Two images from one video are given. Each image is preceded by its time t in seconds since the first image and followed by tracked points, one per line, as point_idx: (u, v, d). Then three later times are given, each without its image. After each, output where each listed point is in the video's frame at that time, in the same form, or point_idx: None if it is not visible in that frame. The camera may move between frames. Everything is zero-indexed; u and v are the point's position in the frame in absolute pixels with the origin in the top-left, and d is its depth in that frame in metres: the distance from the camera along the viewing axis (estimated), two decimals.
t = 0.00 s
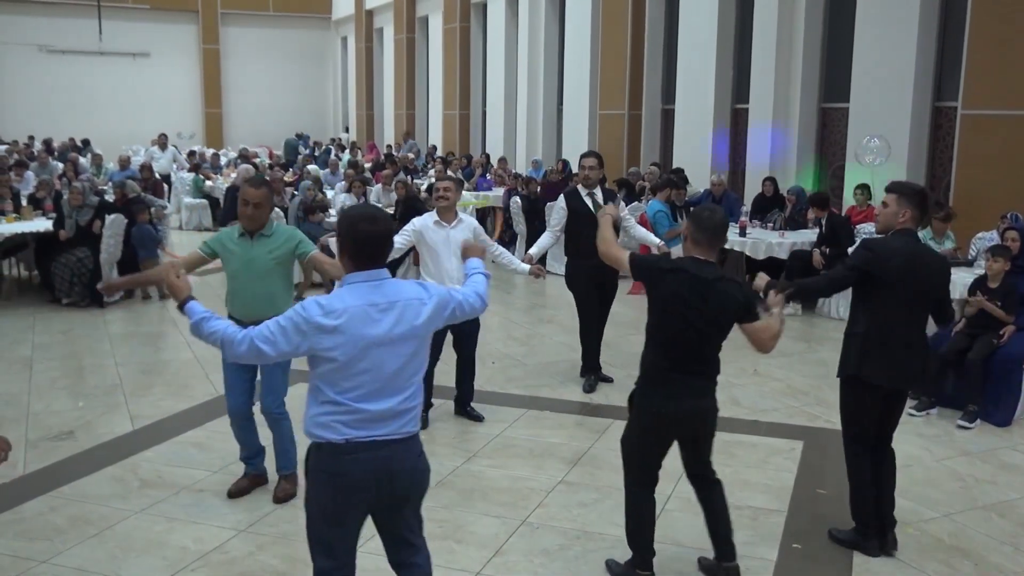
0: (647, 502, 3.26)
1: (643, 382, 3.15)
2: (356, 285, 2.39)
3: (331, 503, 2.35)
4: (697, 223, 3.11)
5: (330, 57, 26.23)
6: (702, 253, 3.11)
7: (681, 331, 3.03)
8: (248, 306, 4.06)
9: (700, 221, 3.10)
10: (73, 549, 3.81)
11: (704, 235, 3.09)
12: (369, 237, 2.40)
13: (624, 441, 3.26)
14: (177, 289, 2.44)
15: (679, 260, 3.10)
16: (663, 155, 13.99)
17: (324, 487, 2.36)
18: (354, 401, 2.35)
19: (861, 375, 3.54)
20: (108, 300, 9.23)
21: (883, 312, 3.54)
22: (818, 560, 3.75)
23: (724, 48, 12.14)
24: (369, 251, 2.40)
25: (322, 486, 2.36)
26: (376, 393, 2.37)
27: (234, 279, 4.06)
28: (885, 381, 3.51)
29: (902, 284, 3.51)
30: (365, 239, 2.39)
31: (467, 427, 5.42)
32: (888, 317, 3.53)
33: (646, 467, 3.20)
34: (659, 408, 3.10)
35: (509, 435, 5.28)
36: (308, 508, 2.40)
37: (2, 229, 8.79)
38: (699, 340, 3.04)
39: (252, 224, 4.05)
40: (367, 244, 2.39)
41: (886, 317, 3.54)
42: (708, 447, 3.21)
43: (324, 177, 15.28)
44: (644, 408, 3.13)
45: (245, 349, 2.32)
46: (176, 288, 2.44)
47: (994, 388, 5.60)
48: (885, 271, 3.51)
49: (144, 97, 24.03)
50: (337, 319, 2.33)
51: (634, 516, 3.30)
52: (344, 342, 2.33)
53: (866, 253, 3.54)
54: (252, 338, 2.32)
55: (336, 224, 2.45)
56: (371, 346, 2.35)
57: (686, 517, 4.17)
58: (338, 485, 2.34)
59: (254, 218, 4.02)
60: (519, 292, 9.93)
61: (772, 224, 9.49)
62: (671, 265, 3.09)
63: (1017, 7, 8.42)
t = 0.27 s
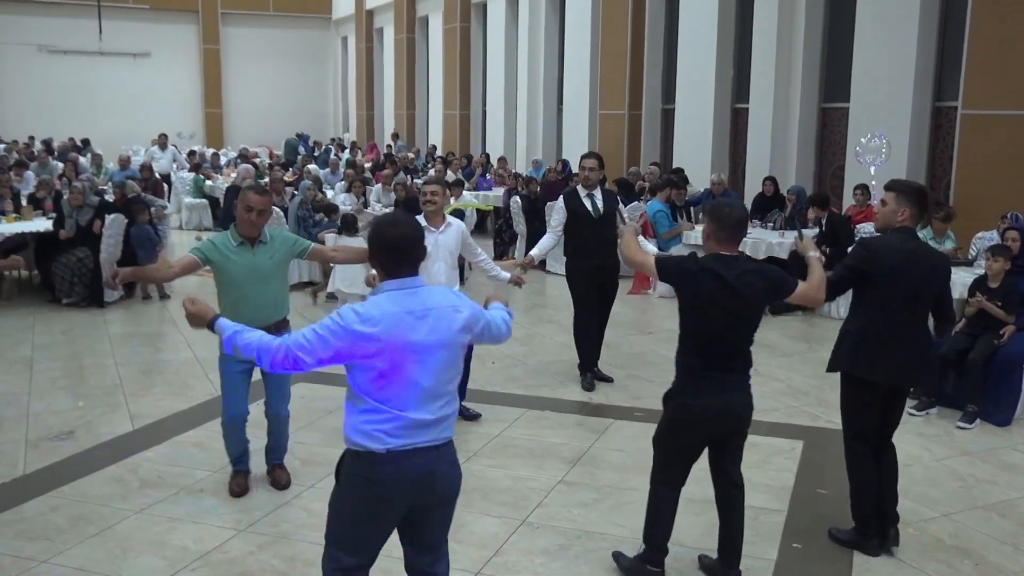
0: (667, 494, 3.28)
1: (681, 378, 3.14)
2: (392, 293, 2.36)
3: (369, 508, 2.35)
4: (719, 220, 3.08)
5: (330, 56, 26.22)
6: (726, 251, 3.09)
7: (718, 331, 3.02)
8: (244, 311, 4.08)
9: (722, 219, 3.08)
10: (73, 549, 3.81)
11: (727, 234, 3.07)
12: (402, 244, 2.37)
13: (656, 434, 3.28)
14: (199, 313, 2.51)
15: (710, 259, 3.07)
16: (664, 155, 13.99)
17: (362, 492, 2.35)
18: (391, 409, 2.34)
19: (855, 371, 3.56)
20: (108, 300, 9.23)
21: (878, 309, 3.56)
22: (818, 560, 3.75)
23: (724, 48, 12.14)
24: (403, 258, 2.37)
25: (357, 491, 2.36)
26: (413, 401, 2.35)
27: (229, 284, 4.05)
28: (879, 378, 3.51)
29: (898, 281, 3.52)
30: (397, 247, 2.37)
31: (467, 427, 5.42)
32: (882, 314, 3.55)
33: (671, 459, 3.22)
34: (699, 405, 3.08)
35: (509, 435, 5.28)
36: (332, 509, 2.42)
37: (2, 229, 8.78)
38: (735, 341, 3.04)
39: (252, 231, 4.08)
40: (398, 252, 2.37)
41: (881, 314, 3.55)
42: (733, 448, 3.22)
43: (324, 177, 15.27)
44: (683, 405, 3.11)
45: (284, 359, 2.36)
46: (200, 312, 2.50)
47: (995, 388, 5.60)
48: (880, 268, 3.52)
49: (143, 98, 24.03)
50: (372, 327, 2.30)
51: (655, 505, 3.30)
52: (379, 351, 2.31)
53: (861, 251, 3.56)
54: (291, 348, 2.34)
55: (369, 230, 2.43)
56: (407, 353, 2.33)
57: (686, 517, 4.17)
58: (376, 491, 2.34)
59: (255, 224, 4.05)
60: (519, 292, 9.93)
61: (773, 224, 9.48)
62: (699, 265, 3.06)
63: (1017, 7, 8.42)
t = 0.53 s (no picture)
0: (699, 500, 3.27)
1: (702, 385, 3.12)
2: (409, 286, 2.36)
3: (377, 503, 2.37)
4: (733, 225, 3.08)
5: (329, 55, 26.21)
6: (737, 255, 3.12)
7: (735, 331, 3.02)
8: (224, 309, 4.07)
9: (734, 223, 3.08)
10: (73, 548, 3.80)
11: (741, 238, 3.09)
12: (423, 239, 2.36)
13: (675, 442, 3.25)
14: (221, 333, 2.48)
15: (727, 267, 3.06)
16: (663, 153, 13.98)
17: (371, 485, 2.36)
18: (409, 403, 2.34)
19: (868, 376, 3.55)
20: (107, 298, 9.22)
21: (890, 314, 3.53)
22: (818, 559, 3.75)
23: (723, 46, 12.14)
24: (423, 253, 2.37)
25: (366, 484, 2.37)
26: (431, 395, 2.36)
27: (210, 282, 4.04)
28: (894, 384, 3.52)
29: (908, 284, 3.51)
30: (416, 241, 2.36)
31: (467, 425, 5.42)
32: (895, 319, 3.53)
33: (698, 467, 3.19)
34: (728, 411, 3.07)
35: (508, 433, 5.28)
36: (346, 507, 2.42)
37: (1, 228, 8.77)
38: (752, 340, 3.04)
39: (231, 230, 4.08)
40: (417, 246, 2.36)
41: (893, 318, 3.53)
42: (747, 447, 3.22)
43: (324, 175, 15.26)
44: (710, 411, 3.09)
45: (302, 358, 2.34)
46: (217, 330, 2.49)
47: (994, 386, 5.60)
48: (891, 272, 3.51)
49: (142, 96, 24.01)
50: (392, 322, 2.31)
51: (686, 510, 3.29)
52: (400, 345, 2.31)
53: (871, 255, 3.54)
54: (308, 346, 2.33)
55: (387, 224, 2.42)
56: (426, 347, 2.33)
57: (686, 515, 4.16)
58: (386, 485, 2.36)
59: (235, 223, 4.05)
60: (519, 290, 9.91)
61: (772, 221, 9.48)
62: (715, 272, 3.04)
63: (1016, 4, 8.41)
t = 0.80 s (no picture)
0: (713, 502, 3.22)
1: (713, 383, 3.12)
2: (413, 285, 2.37)
3: (383, 505, 2.36)
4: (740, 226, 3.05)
5: (329, 54, 26.22)
6: (743, 252, 3.07)
7: (745, 326, 3.02)
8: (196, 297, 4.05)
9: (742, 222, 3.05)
10: (73, 548, 3.80)
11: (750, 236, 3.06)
12: (429, 239, 2.36)
13: (691, 444, 3.24)
14: (222, 332, 2.48)
15: (739, 265, 3.03)
16: (664, 153, 13.98)
17: (378, 487, 2.35)
18: (414, 403, 2.34)
19: (886, 370, 3.59)
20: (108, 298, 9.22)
21: (914, 309, 3.55)
22: (818, 559, 3.74)
23: (724, 46, 12.13)
24: (428, 252, 2.37)
25: (373, 487, 2.36)
26: (435, 395, 2.36)
27: (186, 272, 4.02)
28: (918, 378, 3.55)
29: (931, 279, 3.53)
30: (421, 239, 2.36)
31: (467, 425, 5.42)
32: (918, 313, 3.55)
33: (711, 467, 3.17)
34: (741, 404, 3.07)
35: (509, 433, 5.28)
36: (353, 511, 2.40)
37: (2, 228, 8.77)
38: (761, 336, 3.05)
39: (210, 222, 4.10)
40: (421, 246, 2.36)
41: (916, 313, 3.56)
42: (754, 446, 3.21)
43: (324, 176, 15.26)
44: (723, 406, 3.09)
45: (306, 358, 2.34)
46: (221, 331, 2.48)
47: (995, 386, 5.59)
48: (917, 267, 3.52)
49: (143, 96, 24.03)
50: (397, 322, 2.31)
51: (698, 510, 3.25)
52: (405, 344, 2.31)
53: (895, 250, 3.55)
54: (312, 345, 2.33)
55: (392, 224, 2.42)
56: (431, 347, 2.34)
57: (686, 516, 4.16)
58: (393, 487, 2.35)
59: (213, 214, 4.07)
60: (519, 290, 9.91)
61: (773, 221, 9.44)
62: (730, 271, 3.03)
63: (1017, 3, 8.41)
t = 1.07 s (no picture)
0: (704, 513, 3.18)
1: (712, 394, 3.08)
2: (406, 293, 2.37)
3: (377, 515, 2.34)
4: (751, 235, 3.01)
5: (329, 55, 26.22)
6: (748, 262, 3.04)
7: (754, 336, 2.98)
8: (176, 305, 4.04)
9: (748, 231, 3.01)
10: (72, 548, 3.80)
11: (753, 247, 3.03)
12: (421, 246, 2.37)
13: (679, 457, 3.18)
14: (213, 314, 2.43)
15: (749, 273, 2.99)
16: (664, 153, 13.98)
17: (370, 496, 2.34)
18: (402, 412, 2.33)
19: (900, 377, 3.62)
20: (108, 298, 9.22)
21: (932, 315, 3.60)
22: (817, 559, 3.75)
23: (724, 46, 12.13)
24: (421, 259, 2.37)
25: (365, 497, 2.34)
26: (425, 404, 2.35)
27: (168, 278, 4.02)
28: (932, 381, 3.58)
29: (950, 285, 3.58)
30: (414, 247, 2.36)
31: (467, 425, 5.42)
32: (936, 320, 3.60)
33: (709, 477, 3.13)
34: (744, 416, 3.04)
35: (509, 433, 5.28)
36: (344, 524, 2.38)
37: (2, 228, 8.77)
38: (764, 348, 3.02)
39: (196, 230, 4.08)
40: (415, 254, 2.37)
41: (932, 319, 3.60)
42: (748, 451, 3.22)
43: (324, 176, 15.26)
44: (725, 418, 3.05)
45: (295, 363, 2.32)
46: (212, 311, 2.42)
47: (995, 386, 5.59)
48: (937, 274, 3.55)
49: (143, 96, 24.03)
50: (387, 328, 2.30)
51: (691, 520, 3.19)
52: (394, 352, 2.31)
53: (920, 259, 3.55)
54: (301, 349, 2.32)
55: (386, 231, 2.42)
56: (421, 355, 2.33)
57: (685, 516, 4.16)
58: (387, 496, 2.34)
59: (198, 223, 4.06)
60: (519, 290, 9.91)
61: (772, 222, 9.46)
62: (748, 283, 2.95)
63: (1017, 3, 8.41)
